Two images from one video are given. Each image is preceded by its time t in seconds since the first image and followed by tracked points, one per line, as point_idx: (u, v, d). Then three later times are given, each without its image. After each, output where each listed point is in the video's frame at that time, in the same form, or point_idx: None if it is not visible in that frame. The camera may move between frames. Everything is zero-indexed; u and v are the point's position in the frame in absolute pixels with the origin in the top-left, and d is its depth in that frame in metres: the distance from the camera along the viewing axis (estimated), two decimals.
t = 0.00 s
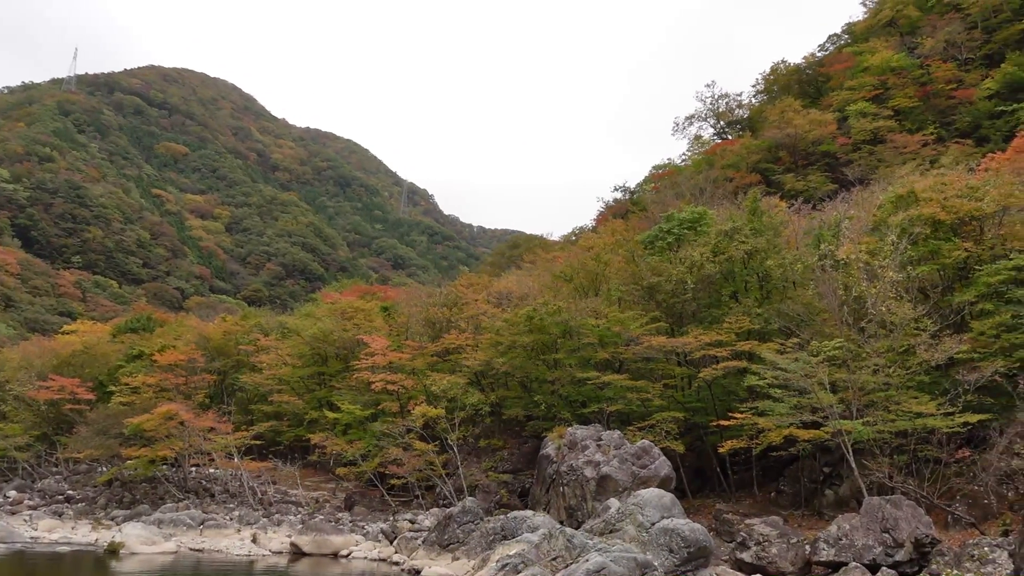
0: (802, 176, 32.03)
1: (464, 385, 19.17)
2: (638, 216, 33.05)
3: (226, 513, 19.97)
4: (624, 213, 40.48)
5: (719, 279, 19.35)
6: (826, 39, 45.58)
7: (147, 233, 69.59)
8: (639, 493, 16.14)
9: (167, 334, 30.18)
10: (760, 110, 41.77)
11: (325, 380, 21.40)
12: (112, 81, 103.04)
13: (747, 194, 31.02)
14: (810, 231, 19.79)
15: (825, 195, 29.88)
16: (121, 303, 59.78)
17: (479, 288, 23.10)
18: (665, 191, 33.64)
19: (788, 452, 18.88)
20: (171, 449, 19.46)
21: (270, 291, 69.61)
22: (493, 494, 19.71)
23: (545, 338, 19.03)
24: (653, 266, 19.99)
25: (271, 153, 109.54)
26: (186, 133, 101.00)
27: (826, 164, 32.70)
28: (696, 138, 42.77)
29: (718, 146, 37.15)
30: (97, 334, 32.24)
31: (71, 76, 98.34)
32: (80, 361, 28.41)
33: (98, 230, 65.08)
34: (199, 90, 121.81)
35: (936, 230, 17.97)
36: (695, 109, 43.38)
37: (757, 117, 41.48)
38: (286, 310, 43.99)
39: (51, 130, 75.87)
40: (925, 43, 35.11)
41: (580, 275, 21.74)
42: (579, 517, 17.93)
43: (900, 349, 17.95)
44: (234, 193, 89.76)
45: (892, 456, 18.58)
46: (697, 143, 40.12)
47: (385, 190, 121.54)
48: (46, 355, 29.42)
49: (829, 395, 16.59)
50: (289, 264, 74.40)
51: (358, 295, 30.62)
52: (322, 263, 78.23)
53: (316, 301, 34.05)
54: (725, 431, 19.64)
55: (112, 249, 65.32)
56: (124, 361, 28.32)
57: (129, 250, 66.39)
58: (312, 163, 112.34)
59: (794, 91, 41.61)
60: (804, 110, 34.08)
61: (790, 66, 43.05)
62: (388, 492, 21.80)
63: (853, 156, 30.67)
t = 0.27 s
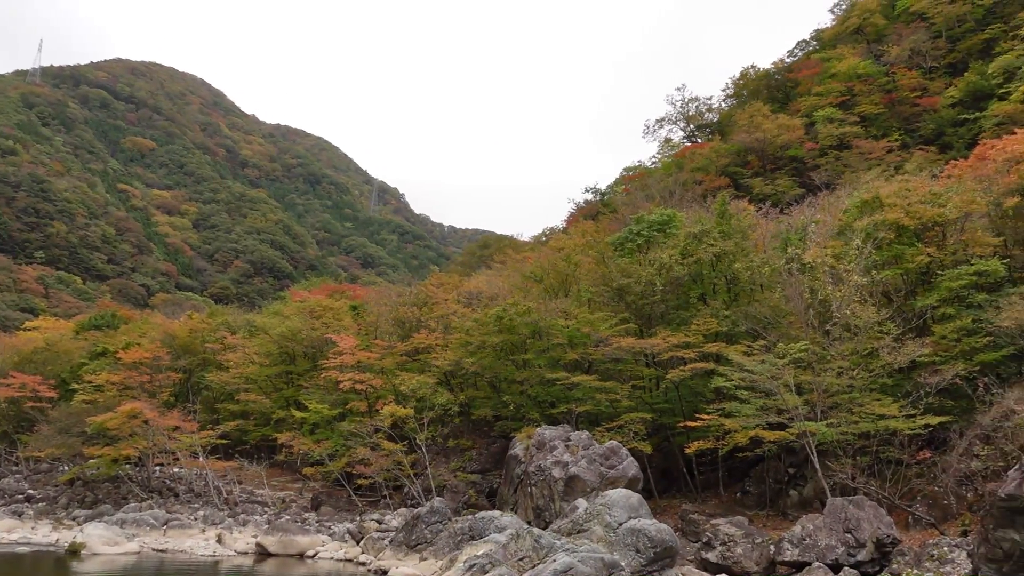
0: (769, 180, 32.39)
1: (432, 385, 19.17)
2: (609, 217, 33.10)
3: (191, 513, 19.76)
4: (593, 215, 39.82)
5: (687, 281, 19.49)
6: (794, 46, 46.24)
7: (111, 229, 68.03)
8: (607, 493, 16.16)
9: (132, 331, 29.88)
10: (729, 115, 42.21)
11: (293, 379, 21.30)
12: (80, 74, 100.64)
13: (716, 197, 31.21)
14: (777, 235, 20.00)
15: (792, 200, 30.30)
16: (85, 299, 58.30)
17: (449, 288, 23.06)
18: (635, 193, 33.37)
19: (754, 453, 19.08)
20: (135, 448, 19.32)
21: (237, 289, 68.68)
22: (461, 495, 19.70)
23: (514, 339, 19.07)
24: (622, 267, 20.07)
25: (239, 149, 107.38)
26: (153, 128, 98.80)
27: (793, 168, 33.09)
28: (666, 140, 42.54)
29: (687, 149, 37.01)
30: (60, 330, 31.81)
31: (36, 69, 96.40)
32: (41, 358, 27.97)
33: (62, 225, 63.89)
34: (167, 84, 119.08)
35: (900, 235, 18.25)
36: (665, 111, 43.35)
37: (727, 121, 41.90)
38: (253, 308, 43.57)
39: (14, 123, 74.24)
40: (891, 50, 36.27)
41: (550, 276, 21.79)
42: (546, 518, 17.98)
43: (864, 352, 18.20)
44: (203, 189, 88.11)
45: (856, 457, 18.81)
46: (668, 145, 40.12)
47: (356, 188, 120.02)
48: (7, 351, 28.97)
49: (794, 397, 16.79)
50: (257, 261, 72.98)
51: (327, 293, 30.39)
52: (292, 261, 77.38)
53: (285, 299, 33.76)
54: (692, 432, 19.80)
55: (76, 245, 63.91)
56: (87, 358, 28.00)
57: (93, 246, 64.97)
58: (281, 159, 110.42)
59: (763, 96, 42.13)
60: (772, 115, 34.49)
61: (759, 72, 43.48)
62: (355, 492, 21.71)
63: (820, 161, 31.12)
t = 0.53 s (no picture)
0: (730, 184, 32.72)
1: (394, 385, 19.15)
2: (573, 219, 33.13)
3: (146, 514, 19.47)
4: (557, 216, 40.33)
5: (650, 284, 19.63)
6: (757, 52, 46.88)
7: (66, 224, 65.14)
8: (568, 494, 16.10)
9: (87, 328, 29.51)
10: (691, 119, 42.69)
11: (252, 379, 21.13)
12: (35, 65, 96.50)
13: (678, 201, 31.39)
14: (739, 239, 20.24)
15: (753, 204, 30.64)
16: (36, 295, 56.12)
17: (412, 287, 23.01)
18: (599, 196, 33.42)
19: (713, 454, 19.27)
20: (89, 447, 19.14)
21: (197, 286, 66.70)
22: (422, 495, 19.65)
23: (477, 339, 19.10)
24: (585, 269, 20.14)
25: (200, 144, 103.53)
26: (110, 121, 94.51)
27: (755, 173, 33.52)
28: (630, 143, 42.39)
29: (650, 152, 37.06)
30: (13, 326, 31.37)
31: None
32: None
33: (15, 219, 60.50)
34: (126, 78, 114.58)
35: (858, 240, 18.54)
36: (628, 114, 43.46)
37: (690, 126, 42.34)
38: (211, 306, 42.88)
39: None
40: (851, 58, 37.83)
41: (514, 276, 21.82)
42: (507, 518, 17.98)
43: (821, 355, 18.44)
44: (161, 183, 84.57)
45: (813, 459, 19.04)
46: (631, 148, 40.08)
47: (318, 186, 117.79)
48: None
49: (752, 399, 16.97)
50: (217, 259, 70.99)
51: (288, 292, 30.08)
52: (254, 259, 75.87)
53: (244, 297, 33.28)
54: (652, 434, 19.94)
55: (29, 240, 60.77)
56: (40, 355, 27.72)
57: (47, 241, 62.14)
58: (242, 156, 107.16)
59: (725, 101, 42.73)
60: (735, 120, 34.85)
61: (722, 77, 43.99)
62: (315, 492, 21.55)
63: (781, 166, 31.55)
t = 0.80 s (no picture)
0: (691, 188, 32.99)
1: (354, 385, 19.10)
2: (535, 221, 33.05)
3: (97, 515, 19.15)
4: (520, 218, 40.20)
5: (612, 286, 19.72)
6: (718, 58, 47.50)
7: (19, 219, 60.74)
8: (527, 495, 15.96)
9: (40, 325, 29.15)
10: (654, 122, 42.99)
11: (209, 378, 20.93)
12: None
13: (639, 204, 31.48)
14: (699, 243, 20.45)
15: (714, 209, 30.87)
16: None
17: (373, 287, 22.94)
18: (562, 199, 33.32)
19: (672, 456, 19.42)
20: (39, 447, 18.85)
21: (152, 283, 63.99)
22: (380, 497, 19.56)
23: (438, 340, 19.09)
24: (547, 271, 20.16)
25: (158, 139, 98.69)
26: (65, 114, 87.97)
27: (716, 178, 33.84)
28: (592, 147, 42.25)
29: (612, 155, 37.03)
30: None
31: None
32: None
33: None
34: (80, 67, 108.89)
35: (815, 246, 18.77)
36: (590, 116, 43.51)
37: (652, 130, 42.60)
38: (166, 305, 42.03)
39: None
40: (810, 66, 39.35)
41: (475, 278, 21.82)
42: (466, 520, 17.94)
43: (779, 359, 18.60)
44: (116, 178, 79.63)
45: (769, 461, 19.21)
46: (592, 150, 39.98)
47: (278, 185, 114.28)
48: None
49: (711, 402, 17.12)
50: (173, 256, 68.20)
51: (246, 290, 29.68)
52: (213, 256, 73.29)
53: (201, 296, 32.67)
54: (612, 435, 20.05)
55: None
56: None
57: None
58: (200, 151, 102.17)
59: (688, 106, 43.21)
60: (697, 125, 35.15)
61: (683, 82, 44.49)
62: (271, 494, 21.35)
63: (741, 172, 31.92)
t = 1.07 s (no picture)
0: (653, 193, 33.17)
1: (313, 386, 19.07)
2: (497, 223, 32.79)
3: (48, 517, 18.92)
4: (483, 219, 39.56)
5: (574, 289, 19.81)
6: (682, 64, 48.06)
7: None
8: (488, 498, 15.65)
9: None
10: (618, 126, 43.13)
11: (165, 378, 20.77)
12: None
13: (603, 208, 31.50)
14: (661, 247, 20.65)
15: (676, 213, 31.03)
16: None
17: (334, 287, 22.95)
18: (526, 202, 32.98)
19: (632, 460, 19.52)
20: None
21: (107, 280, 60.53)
22: (339, 499, 19.46)
23: (399, 342, 19.10)
24: (510, 273, 20.17)
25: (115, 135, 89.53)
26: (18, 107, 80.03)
27: (678, 183, 34.04)
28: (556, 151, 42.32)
29: (576, 158, 37.01)
30: None
31: None
32: None
33: None
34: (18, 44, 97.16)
35: (775, 251, 18.96)
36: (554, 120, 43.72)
37: (616, 134, 42.76)
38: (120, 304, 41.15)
39: None
40: (772, 75, 40.44)
41: (438, 279, 21.81)
42: (426, 523, 17.86)
43: (739, 363, 18.66)
44: (71, 172, 74.18)
45: (728, 464, 19.36)
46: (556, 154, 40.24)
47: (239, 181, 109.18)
48: None
49: (670, 405, 17.24)
50: (129, 254, 64.43)
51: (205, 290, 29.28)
52: (169, 254, 69.55)
53: (158, 294, 32.12)
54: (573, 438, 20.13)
55: None
56: None
57: None
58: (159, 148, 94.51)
59: (652, 111, 43.69)
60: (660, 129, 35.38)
61: (647, 88, 45.02)
62: (228, 496, 21.14)
63: (703, 178, 32.25)
